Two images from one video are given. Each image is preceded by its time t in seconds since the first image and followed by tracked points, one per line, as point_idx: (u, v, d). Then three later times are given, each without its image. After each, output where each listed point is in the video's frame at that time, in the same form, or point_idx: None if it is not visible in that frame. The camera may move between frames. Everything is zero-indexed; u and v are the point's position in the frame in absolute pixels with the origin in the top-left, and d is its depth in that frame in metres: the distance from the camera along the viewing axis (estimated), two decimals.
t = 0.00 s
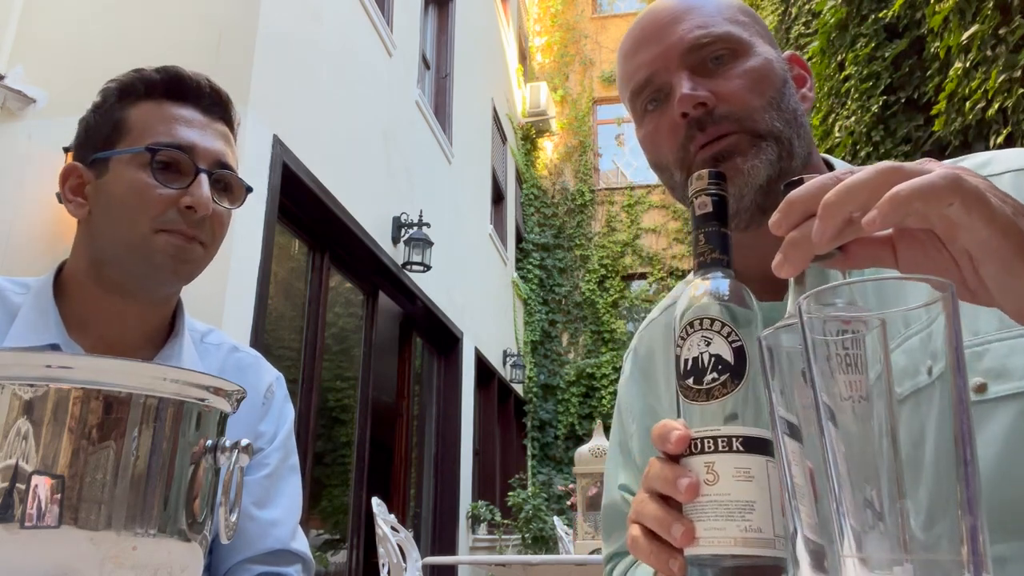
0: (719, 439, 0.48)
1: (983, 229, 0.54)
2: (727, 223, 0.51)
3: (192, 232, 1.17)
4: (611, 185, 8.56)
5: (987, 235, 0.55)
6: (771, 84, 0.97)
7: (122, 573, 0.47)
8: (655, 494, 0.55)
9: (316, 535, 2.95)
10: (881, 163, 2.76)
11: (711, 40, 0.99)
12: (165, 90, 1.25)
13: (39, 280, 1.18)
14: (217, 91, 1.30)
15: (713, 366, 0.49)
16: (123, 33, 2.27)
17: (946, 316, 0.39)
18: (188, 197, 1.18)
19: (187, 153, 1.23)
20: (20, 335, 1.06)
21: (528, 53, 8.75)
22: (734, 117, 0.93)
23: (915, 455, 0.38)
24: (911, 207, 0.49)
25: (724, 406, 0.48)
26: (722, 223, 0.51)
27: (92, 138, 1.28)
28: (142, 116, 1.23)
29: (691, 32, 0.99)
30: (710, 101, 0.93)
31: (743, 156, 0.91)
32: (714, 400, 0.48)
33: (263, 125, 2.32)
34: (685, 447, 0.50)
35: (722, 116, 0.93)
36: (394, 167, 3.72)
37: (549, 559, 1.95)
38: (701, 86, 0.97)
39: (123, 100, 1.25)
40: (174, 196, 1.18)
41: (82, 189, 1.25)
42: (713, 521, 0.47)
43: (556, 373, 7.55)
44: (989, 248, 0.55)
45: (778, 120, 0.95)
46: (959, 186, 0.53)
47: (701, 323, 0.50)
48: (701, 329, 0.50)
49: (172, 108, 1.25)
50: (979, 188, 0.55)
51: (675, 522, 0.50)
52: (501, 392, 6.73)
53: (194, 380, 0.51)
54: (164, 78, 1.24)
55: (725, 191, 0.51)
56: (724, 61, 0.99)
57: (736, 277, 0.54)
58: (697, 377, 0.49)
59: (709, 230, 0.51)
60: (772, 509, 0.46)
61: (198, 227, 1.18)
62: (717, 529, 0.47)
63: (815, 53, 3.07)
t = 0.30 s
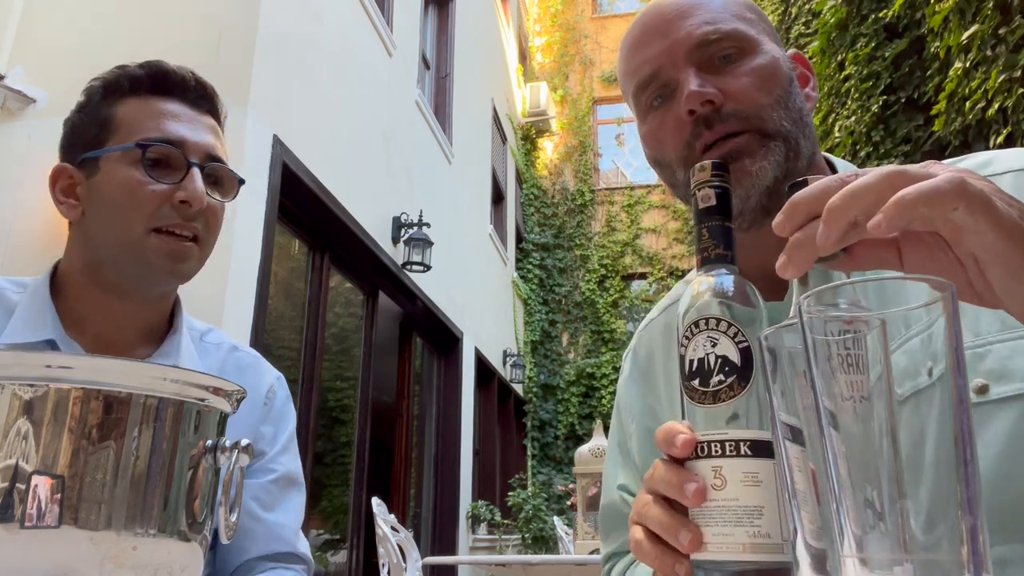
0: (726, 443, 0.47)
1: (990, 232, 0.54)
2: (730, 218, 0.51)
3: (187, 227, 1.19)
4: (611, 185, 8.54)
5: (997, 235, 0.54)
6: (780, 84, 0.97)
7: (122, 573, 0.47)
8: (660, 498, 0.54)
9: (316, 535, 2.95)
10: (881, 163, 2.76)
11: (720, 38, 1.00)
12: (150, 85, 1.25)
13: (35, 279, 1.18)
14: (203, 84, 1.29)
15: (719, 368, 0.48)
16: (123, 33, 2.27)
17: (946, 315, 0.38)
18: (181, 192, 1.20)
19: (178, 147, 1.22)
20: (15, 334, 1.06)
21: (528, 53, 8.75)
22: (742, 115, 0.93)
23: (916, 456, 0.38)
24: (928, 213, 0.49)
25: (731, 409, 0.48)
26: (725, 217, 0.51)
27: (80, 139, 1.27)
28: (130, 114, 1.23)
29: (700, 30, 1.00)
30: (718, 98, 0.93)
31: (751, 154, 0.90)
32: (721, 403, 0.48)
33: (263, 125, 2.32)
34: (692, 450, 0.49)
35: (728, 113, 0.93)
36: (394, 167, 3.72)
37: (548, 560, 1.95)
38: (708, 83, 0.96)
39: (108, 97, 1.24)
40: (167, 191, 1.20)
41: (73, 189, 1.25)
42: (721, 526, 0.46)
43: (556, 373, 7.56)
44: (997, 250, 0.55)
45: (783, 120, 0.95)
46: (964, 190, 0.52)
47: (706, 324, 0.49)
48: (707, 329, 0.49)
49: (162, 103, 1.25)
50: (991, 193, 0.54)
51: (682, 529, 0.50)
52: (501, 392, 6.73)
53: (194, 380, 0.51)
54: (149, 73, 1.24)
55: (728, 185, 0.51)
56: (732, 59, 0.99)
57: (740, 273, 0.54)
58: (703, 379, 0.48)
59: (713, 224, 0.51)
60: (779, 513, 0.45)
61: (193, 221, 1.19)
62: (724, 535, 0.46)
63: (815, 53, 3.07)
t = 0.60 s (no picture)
0: (726, 443, 0.46)
1: None
2: (729, 218, 0.51)
3: (194, 229, 1.23)
4: (611, 185, 8.51)
5: None
6: (823, 116, 1.08)
7: (122, 573, 0.46)
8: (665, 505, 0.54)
9: (316, 535, 2.94)
10: (881, 163, 2.76)
11: (770, 76, 1.09)
12: (162, 89, 1.27)
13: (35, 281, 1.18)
14: (212, 90, 1.33)
15: (718, 368, 0.48)
16: (123, 33, 2.27)
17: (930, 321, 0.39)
18: (191, 197, 1.23)
19: (189, 152, 1.25)
20: (14, 334, 1.07)
21: (528, 53, 8.76)
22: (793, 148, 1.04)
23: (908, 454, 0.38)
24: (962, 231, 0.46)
25: (729, 409, 0.47)
26: (724, 218, 0.50)
27: (86, 138, 1.27)
28: (141, 116, 1.24)
29: (754, 69, 1.10)
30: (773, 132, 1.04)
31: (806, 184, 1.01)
32: (718, 403, 0.48)
33: (263, 124, 2.32)
34: (691, 451, 0.48)
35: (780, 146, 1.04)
36: (394, 167, 3.72)
37: (549, 560, 1.94)
38: (760, 118, 1.07)
39: (118, 98, 1.26)
40: (177, 195, 1.22)
41: (76, 187, 1.24)
42: (722, 526, 0.45)
43: (556, 373, 7.57)
44: None
45: (825, 151, 1.07)
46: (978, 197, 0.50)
47: (705, 324, 0.49)
48: (706, 329, 0.49)
49: (167, 106, 1.27)
50: None
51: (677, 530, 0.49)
52: (501, 392, 6.73)
53: (194, 380, 0.51)
54: (161, 76, 1.26)
55: (728, 185, 0.51)
56: (779, 95, 1.09)
57: (739, 273, 0.53)
58: (703, 379, 0.48)
59: (712, 224, 0.51)
60: (779, 512, 0.45)
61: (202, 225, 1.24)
62: (725, 536, 0.45)
63: (815, 53, 3.08)
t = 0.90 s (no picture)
0: (726, 443, 0.46)
1: None
2: (729, 218, 0.51)
3: (194, 229, 1.23)
4: (611, 185, 8.50)
5: None
6: (835, 110, 1.06)
7: (122, 573, 0.46)
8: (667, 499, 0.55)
9: (316, 535, 2.94)
10: (881, 163, 2.76)
11: (780, 72, 1.08)
12: (162, 89, 1.27)
13: (35, 280, 1.18)
14: (212, 90, 1.33)
15: (719, 368, 0.48)
16: (123, 33, 2.27)
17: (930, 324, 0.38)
18: (191, 197, 1.23)
19: (189, 152, 1.26)
20: (13, 334, 1.07)
21: (528, 53, 8.76)
22: (803, 142, 1.03)
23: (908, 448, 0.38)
24: (1020, 242, 0.47)
25: (729, 409, 0.48)
26: (724, 217, 0.50)
27: (86, 138, 1.27)
28: (141, 116, 1.24)
29: (762, 66, 1.08)
30: (782, 127, 1.03)
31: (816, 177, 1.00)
32: (719, 404, 0.48)
33: (263, 124, 2.32)
34: (691, 451, 0.48)
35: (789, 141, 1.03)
36: (394, 166, 3.72)
37: (549, 559, 1.94)
38: (770, 114, 1.06)
39: (118, 99, 1.26)
40: (177, 194, 1.22)
41: (76, 187, 1.24)
42: (722, 527, 0.45)
43: (556, 373, 7.57)
44: None
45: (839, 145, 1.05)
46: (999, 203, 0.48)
47: (706, 324, 0.49)
48: (706, 330, 0.49)
49: (167, 106, 1.27)
50: None
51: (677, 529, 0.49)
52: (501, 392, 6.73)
53: (194, 380, 0.51)
54: (162, 76, 1.26)
55: (728, 185, 0.51)
56: (790, 90, 1.08)
57: (740, 273, 0.53)
58: (703, 379, 0.48)
59: (712, 224, 0.51)
60: (780, 511, 0.45)
61: (202, 225, 1.24)
62: (725, 536, 0.45)
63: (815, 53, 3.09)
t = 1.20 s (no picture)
0: (726, 443, 0.46)
1: None
2: (729, 218, 0.51)
3: (195, 229, 1.23)
4: (611, 185, 8.50)
5: None
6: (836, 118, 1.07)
7: (122, 574, 0.46)
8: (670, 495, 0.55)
9: (316, 535, 2.94)
10: (881, 163, 2.76)
11: (782, 84, 1.08)
12: (162, 89, 1.27)
13: (34, 281, 1.18)
14: (212, 91, 1.33)
15: (719, 368, 0.48)
16: (123, 33, 2.27)
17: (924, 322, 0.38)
18: (191, 197, 1.23)
19: (189, 152, 1.25)
20: (13, 334, 1.07)
21: (528, 53, 8.75)
22: (805, 148, 1.03)
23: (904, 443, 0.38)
24: None
25: (729, 409, 0.48)
26: (724, 218, 0.50)
27: (86, 138, 1.27)
28: (141, 116, 1.24)
29: (765, 78, 1.09)
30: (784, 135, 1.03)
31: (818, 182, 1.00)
32: (719, 404, 0.48)
33: (263, 124, 2.32)
34: (691, 451, 0.48)
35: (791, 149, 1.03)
36: (394, 166, 3.72)
37: (549, 559, 1.94)
38: (773, 122, 1.06)
39: (118, 99, 1.26)
40: (177, 194, 1.22)
41: (76, 187, 1.24)
42: (722, 527, 0.45)
43: (556, 373, 7.57)
44: None
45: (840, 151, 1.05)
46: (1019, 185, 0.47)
47: (706, 324, 0.49)
48: (706, 329, 0.49)
49: (167, 106, 1.27)
50: None
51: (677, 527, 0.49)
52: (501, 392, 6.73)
53: (195, 380, 0.51)
54: (162, 77, 1.26)
55: (728, 185, 0.51)
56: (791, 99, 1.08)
57: (740, 274, 0.54)
58: (702, 379, 0.48)
59: (712, 225, 0.51)
60: (780, 511, 0.45)
61: (202, 225, 1.23)
62: (725, 536, 0.45)
63: (815, 53, 3.09)
